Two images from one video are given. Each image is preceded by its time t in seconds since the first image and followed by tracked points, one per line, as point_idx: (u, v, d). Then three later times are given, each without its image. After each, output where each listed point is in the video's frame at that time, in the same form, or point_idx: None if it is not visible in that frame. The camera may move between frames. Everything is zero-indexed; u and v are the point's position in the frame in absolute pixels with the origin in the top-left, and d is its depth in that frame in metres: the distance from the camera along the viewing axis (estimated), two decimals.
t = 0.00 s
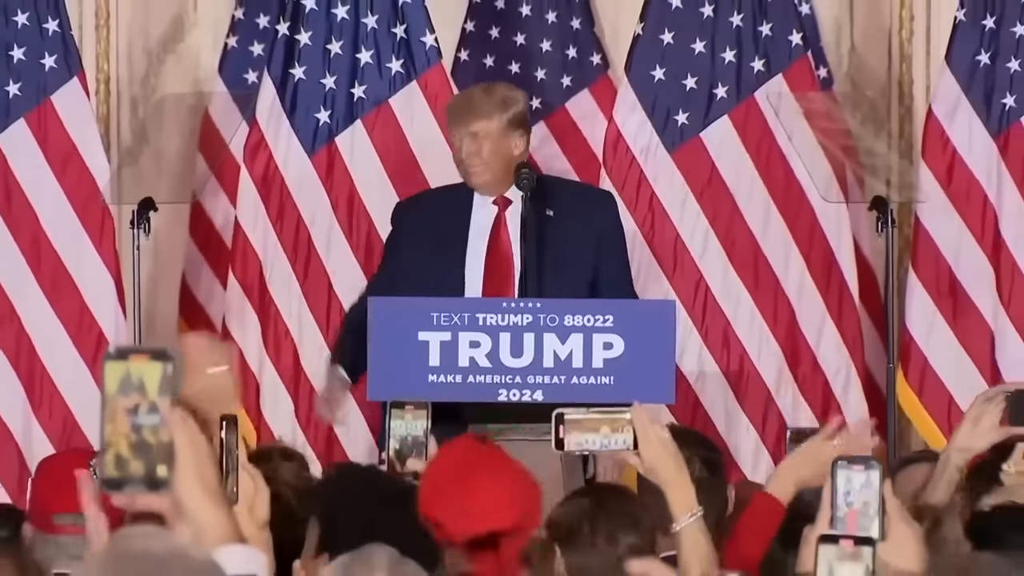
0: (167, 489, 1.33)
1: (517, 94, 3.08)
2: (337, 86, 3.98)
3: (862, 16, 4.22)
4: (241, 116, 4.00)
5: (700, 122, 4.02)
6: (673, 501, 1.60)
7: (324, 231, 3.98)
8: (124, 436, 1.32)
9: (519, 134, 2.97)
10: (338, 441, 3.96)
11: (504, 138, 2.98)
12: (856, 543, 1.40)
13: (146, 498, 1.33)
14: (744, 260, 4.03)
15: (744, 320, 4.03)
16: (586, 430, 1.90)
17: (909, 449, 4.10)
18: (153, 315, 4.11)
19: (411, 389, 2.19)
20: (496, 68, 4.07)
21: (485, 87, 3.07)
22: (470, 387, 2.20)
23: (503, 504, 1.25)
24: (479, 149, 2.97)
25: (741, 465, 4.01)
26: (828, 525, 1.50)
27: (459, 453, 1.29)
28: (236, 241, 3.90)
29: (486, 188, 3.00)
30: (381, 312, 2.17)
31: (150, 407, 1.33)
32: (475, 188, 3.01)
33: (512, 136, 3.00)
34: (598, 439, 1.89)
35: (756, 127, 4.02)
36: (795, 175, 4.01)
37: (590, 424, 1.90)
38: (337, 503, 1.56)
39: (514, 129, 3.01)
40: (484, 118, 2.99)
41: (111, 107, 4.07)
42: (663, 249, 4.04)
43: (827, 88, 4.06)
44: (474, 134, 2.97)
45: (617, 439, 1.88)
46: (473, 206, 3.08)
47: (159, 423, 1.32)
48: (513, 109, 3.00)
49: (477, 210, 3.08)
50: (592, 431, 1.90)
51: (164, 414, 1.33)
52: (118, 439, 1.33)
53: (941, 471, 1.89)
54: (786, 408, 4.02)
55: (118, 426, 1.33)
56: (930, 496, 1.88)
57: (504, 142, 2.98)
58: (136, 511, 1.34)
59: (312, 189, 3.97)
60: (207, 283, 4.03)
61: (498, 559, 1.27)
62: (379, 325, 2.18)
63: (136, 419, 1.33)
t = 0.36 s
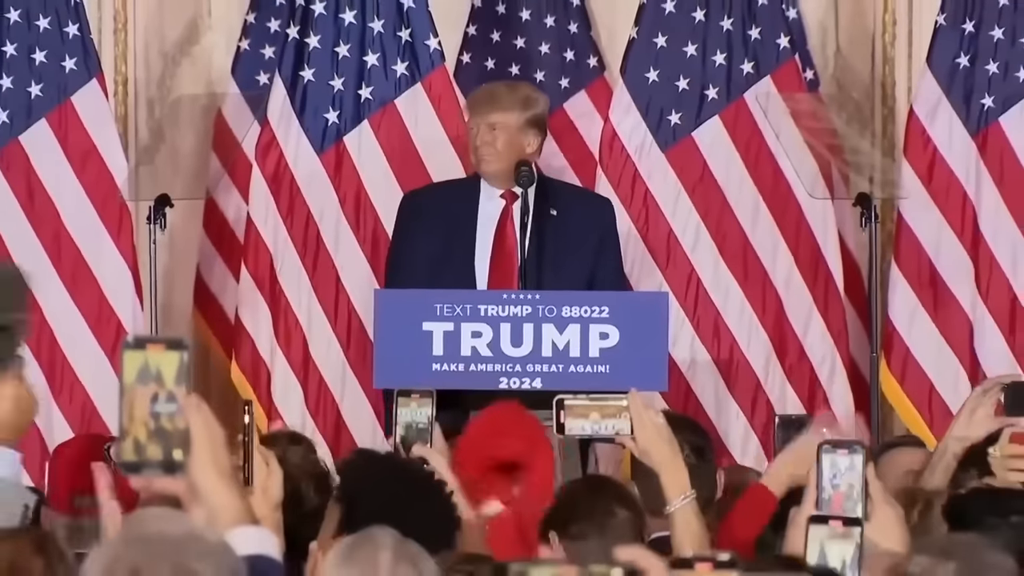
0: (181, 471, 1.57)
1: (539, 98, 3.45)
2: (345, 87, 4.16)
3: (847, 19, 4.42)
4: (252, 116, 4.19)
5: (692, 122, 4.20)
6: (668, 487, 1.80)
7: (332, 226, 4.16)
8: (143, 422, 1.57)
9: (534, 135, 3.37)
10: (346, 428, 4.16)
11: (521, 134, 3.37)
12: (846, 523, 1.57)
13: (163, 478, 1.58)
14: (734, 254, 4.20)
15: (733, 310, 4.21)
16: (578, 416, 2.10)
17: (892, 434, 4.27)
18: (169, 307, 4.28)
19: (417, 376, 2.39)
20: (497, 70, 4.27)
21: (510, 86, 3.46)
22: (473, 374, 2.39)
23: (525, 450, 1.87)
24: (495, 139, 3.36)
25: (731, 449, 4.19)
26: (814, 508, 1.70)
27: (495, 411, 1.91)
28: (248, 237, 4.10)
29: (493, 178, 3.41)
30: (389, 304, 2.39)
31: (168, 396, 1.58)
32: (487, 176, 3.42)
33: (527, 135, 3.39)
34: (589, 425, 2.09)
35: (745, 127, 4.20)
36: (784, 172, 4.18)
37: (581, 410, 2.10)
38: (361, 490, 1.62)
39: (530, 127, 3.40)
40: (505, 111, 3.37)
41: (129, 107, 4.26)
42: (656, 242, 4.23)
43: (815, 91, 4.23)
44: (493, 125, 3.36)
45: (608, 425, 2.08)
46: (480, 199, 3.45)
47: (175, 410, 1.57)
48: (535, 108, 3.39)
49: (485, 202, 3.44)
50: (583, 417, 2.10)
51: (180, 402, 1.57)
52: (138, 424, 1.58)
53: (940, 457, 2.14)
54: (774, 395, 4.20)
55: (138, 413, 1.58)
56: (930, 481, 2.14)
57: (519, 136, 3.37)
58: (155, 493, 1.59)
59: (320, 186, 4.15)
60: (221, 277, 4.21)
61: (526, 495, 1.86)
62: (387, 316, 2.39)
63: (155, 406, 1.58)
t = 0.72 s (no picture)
0: (199, 455, 1.69)
1: (538, 95, 3.68)
2: (353, 87, 4.37)
3: (830, 23, 4.63)
4: (265, 113, 4.37)
5: (683, 120, 4.43)
6: (658, 470, 1.93)
7: (342, 219, 4.37)
8: (159, 410, 1.68)
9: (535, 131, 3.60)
10: (354, 410, 4.40)
11: (523, 130, 3.59)
12: (829, 501, 1.65)
13: (181, 462, 1.69)
14: (724, 245, 4.42)
15: (723, 299, 4.43)
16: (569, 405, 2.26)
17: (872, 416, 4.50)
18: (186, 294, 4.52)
19: (422, 362, 2.60)
20: (498, 71, 4.49)
21: (510, 83, 3.68)
22: (475, 360, 2.61)
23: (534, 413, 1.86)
24: (498, 136, 3.57)
25: (720, 430, 4.41)
26: (796, 487, 1.80)
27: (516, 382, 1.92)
28: (262, 230, 4.31)
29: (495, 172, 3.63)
30: (395, 293, 2.60)
31: (184, 383, 1.68)
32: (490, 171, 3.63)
33: (528, 131, 3.61)
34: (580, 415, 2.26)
35: (734, 125, 4.43)
36: (770, 168, 4.40)
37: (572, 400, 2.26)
38: (386, 470, 1.82)
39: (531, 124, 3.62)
40: (507, 109, 3.59)
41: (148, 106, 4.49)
42: (649, 233, 4.43)
43: (798, 90, 4.44)
44: (496, 122, 3.58)
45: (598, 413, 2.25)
46: (485, 192, 3.67)
47: (189, 398, 1.67)
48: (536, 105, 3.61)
49: (490, 195, 3.66)
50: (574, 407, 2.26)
51: (195, 390, 1.68)
52: (156, 408, 1.68)
53: (930, 440, 2.28)
54: (763, 380, 4.41)
55: (156, 400, 1.68)
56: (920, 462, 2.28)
57: (521, 132, 3.59)
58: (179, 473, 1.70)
59: (330, 181, 4.36)
60: (235, 267, 4.45)
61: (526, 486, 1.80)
62: (393, 305, 2.60)
63: (170, 394, 1.67)
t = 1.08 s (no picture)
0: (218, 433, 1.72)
1: (527, 102, 3.85)
2: (362, 87, 4.62)
3: (814, 26, 4.91)
4: (280, 113, 4.63)
5: (676, 118, 4.67)
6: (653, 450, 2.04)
7: (351, 213, 4.61)
8: (177, 389, 1.73)
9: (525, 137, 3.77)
10: (363, 393, 4.63)
11: (513, 137, 3.76)
12: (812, 479, 1.76)
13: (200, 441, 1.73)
14: (713, 237, 4.66)
15: (712, 289, 4.68)
16: (569, 386, 2.42)
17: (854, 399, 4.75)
18: (204, 285, 4.79)
19: (429, 347, 2.85)
20: (500, 72, 4.73)
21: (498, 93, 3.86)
22: (480, 345, 2.86)
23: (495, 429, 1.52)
24: (491, 146, 3.75)
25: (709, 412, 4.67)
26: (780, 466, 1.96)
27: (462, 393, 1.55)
28: (276, 222, 4.54)
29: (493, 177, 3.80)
30: (403, 283, 2.85)
31: (200, 363, 1.74)
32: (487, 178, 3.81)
33: (520, 138, 3.78)
34: (580, 395, 2.41)
35: (723, 123, 4.67)
36: (758, 164, 4.65)
37: (572, 382, 2.42)
38: (405, 450, 2.17)
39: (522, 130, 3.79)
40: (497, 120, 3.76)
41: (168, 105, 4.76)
42: (643, 226, 4.68)
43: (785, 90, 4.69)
44: (487, 134, 3.75)
45: (597, 395, 2.39)
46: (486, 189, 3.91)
47: (206, 377, 1.73)
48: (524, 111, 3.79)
49: (490, 193, 3.90)
50: (574, 387, 2.42)
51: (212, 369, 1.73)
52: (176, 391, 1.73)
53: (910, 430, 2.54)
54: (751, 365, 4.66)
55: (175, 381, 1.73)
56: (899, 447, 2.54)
57: (512, 138, 3.76)
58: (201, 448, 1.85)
59: (340, 177, 4.59)
60: (251, 258, 4.67)
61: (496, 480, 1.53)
62: (401, 294, 2.85)
63: (188, 372, 1.73)
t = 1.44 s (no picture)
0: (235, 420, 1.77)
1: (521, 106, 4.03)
2: (369, 89, 4.82)
3: (802, 32, 5.12)
4: (290, 115, 4.84)
5: (669, 119, 4.89)
6: (648, 437, 2.19)
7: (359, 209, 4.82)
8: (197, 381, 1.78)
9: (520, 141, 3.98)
10: (370, 382, 4.84)
11: (508, 141, 3.99)
12: (799, 465, 1.90)
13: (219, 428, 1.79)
14: (705, 232, 4.88)
15: (705, 282, 4.88)
16: (567, 377, 2.61)
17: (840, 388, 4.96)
18: (218, 278, 4.95)
19: (434, 336, 3.06)
20: (500, 75, 4.95)
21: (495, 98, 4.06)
22: (482, 335, 3.07)
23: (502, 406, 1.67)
24: (488, 150, 3.98)
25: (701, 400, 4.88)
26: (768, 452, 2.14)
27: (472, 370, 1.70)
28: (286, 217, 4.74)
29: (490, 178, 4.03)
30: (409, 276, 3.06)
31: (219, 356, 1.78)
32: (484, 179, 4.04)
33: (515, 142, 3.99)
34: (578, 386, 2.59)
35: (715, 123, 4.89)
36: (748, 163, 4.86)
37: (570, 373, 2.61)
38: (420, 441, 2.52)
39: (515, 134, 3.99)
40: (493, 125, 3.97)
41: (184, 107, 4.98)
42: (638, 221, 4.89)
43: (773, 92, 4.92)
44: (484, 139, 3.97)
45: (594, 386, 2.58)
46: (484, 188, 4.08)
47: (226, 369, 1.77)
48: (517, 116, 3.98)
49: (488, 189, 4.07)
50: (572, 378, 2.60)
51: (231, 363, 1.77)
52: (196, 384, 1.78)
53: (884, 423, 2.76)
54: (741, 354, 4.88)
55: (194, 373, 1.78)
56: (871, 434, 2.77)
57: (507, 143, 3.99)
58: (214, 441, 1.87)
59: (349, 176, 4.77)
60: (262, 252, 4.82)
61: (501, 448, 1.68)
62: (407, 285, 3.06)
63: (206, 365, 1.79)
